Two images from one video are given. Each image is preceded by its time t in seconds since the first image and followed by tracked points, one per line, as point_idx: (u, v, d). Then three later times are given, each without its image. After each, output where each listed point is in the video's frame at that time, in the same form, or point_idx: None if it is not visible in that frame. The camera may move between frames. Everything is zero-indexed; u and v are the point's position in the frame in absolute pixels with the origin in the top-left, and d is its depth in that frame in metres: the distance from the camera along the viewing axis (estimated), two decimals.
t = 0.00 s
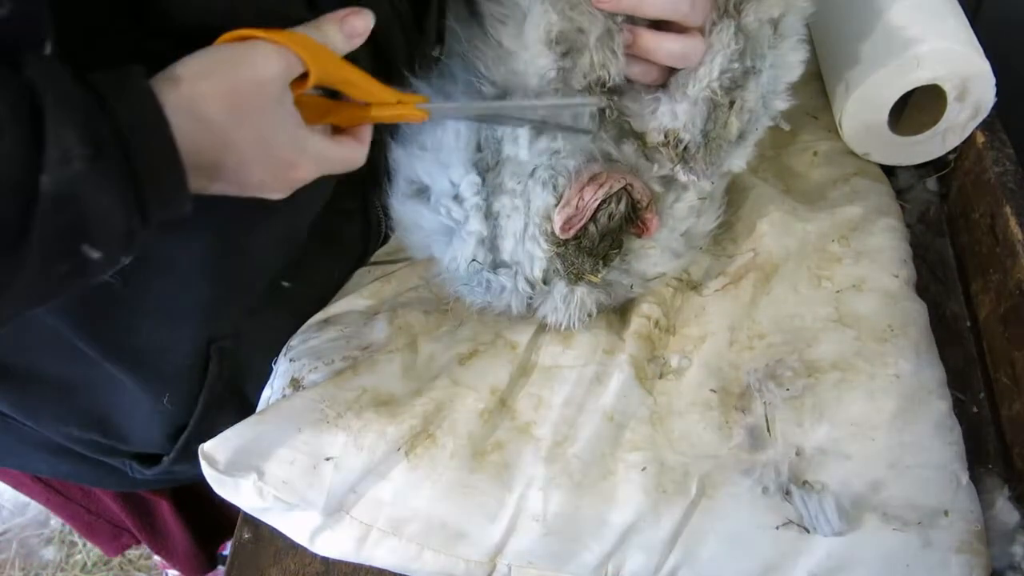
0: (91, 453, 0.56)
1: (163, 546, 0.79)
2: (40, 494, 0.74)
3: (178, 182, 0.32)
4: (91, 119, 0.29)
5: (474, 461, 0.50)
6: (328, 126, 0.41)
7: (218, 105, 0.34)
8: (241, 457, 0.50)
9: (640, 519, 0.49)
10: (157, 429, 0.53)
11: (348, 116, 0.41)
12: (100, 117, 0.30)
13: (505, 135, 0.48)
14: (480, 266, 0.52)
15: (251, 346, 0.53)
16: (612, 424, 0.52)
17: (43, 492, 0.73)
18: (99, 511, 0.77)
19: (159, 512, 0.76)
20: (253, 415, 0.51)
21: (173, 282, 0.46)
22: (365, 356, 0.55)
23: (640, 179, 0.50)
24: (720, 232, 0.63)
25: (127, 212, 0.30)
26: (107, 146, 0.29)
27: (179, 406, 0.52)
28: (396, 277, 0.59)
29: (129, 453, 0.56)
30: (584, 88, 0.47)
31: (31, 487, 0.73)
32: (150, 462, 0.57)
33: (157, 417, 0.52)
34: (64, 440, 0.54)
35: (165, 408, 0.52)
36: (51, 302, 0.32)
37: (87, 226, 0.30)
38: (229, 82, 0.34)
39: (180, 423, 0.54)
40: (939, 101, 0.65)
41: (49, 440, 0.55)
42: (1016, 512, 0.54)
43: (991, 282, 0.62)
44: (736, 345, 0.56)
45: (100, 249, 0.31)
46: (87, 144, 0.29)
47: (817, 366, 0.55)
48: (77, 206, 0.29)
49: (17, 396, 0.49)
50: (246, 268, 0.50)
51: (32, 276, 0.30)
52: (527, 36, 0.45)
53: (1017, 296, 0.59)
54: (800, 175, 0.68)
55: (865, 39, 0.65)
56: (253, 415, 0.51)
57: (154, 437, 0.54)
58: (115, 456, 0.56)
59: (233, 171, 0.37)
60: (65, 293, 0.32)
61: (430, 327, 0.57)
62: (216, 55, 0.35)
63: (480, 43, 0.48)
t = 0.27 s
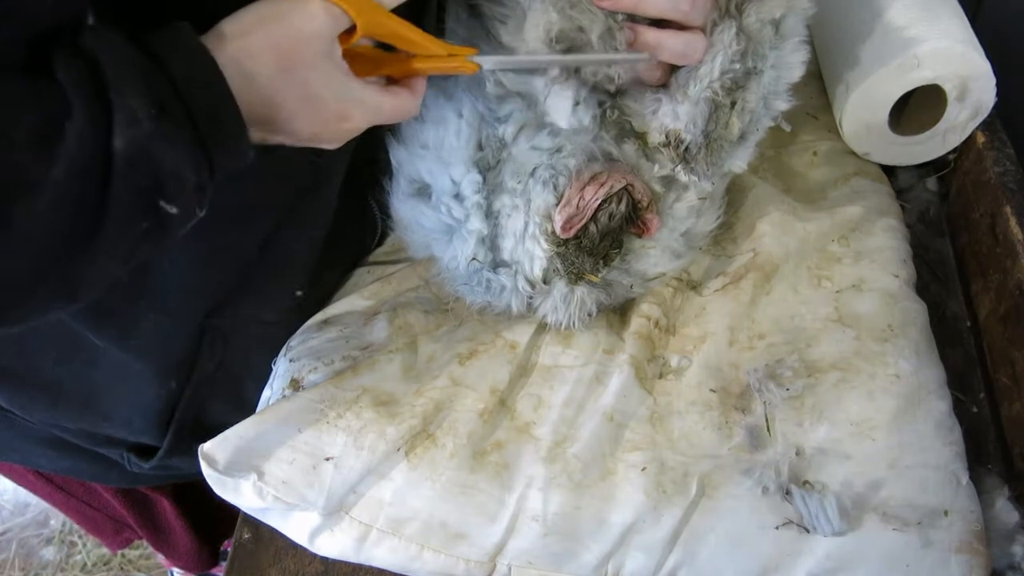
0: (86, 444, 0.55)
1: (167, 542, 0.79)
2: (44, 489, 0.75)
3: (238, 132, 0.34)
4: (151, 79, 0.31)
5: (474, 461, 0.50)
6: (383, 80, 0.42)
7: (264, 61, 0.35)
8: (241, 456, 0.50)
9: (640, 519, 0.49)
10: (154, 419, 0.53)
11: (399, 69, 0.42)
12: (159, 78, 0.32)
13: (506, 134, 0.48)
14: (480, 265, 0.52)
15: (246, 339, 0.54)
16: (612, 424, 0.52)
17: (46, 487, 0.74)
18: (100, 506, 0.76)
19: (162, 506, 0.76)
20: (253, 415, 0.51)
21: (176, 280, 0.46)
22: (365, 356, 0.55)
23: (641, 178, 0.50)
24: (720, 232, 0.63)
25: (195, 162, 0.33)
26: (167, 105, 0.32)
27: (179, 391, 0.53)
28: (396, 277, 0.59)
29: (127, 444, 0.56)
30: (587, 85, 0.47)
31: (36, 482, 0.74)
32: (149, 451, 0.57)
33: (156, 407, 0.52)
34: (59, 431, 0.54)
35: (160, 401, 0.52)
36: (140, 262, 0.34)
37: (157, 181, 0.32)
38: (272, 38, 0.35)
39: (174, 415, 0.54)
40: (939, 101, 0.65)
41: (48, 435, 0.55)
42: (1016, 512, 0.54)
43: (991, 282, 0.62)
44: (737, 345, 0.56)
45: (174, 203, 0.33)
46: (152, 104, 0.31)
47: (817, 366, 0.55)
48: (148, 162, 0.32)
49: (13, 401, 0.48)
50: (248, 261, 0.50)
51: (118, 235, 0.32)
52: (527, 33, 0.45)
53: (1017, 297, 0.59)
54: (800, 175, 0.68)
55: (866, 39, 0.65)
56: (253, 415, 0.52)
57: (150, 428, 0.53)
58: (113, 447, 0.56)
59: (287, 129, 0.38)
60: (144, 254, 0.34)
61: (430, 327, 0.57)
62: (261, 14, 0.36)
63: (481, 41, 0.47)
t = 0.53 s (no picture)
0: (88, 445, 0.55)
1: (170, 544, 0.79)
2: (48, 492, 0.75)
3: (230, 131, 0.34)
4: (144, 77, 0.32)
5: (474, 461, 0.50)
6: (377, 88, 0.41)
7: (259, 54, 0.36)
8: (241, 456, 0.50)
9: (640, 519, 0.49)
10: (154, 424, 0.53)
11: (395, 76, 0.41)
12: (154, 76, 0.32)
13: (506, 133, 0.48)
14: (480, 265, 0.52)
15: (246, 343, 0.54)
16: (612, 424, 0.52)
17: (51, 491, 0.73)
18: (104, 508, 0.76)
19: (166, 507, 0.76)
20: (253, 415, 0.52)
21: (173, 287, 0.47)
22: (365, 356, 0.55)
23: (641, 179, 0.50)
24: (720, 232, 0.63)
25: (186, 162, 0.33)
26: (161, 102, 0.32)
27: (182, 396, 0.52)
28: (396, 278, 0.59)
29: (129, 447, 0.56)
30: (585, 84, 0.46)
31: (39, 486, 0.74)
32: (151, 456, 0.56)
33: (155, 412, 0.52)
34: (60, 431, 0.54)
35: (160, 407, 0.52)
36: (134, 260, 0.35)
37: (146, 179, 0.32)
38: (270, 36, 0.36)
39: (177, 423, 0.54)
40: (939, 101, 0.65)
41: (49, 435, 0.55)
42: (1016, 512, 0.54)
43: (991, 282, 0.62)
44: (736, 345, 0.56)
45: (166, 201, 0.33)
46: (142, 102, 0.31)
47: (817, 366, 0.55)
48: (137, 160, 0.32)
49: (17, 399, 0.49)
50: (249, 266, 0.50)
51: (108, 233, 0.32)
52: (523, 29, 0.45)
53: (1017, 297, 0.59)
54: (800, 175, 0.68)
55: (866, 39, 0.65)
56: (253, 415, 0.52)
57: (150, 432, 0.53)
58: (114, 449, 0.56)
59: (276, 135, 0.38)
60: (138, 255, 0.34)
61: (430, 327, 0.57)
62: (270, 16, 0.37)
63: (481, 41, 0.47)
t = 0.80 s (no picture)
0: (88, 446, 0.55)
1: (170, 546, 0.79)
2: (48, 493, 0.75)
3: (223, 150, 0.34)
4: (139, 93, 0.32)
5: (474, 461, 0.50)
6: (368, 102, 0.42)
7: (242, 68, 0.36)
8: (241, 456, 0.50)
9: (640, 519, 0.49)
10: (155, 424, 0.53)
11: (383, 89, 0.42)
12: (148, 92, 0.32)
13: (506, 134, 0.48)
14: (480, 265, 0.52)
15: (246, 344, 0.54)
16: (612, 424, 0.52)
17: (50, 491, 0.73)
18: (105, 509, 0.76)
19: (166, 508, 0.76)
20: (253, 415, 0.52)
21: (175, 292, 0.47)
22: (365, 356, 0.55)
23: (641, 180, 0.50)
24: (720, 231, 0.63)
25: (178, 180, 0.33)
26: (155, 120, 0.32)
27: (181, 396, 0.53)
28: (396, 278, 0.59)
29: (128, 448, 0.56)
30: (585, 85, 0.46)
31: (39, 487, 0.73)
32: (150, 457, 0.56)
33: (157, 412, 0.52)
34: (60, 433, 0.54)
35: (161, 410, 0.52)
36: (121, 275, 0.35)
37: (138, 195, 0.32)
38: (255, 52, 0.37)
39: (177, 426, 0.54)
40: (939, 101, 0.65)
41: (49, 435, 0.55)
42: (1016, 512, 0.54)
43: (991, 282, 0.62)
44: (736, 345, 0.56)
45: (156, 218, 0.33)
46: (136, 119, 0.31)
47: (817, 366, 0.55)
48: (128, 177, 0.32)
49: (16, 401, 0.49)
50: (250, 266, 0.50)
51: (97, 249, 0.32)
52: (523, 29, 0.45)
53: (1017, 297, 0.59)
54: (800, 175, 0.68)
55: (866, 39, 0.65)
56: (253, 415, 0.52)
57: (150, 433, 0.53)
58: (115, 450, 0.56)
59: (261, 152, 0.38)
60: (125, 268, 0.34)
61: (430, 326, 0.57)
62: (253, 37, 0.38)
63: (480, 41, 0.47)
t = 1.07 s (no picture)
0: (88, 446, 0.55)
1: (171, 546, 0.79)
2: (48, 493, 0.75)
3: (170, 213, 0.36)
4: (97, 156, 0.33)
5: (473, 461, 0.50)
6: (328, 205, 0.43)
7: (209, 152, 0.36)
8: (241, 456, 0.50)
9: (640, 519, 0.49)
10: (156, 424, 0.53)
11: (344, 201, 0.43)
12: (108, 154, 0.33)
13: (507, 134, 0.48)
14: (481, 265, 0.52)
15: (246, 344, 0.54)
16: (612, 424, 0.52)
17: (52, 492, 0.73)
18: (105, 510, 0.76)
19: (166, 508, 0.76)
20: (253, 415, 0.52)
21: (174, 292, 0.47)
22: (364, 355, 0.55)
23: (642, 180, 0.50)
24: (720, 232, 0.62)
25: (122, 241, 0.35)
26: (111, 181, 0.33)
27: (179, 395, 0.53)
28: (396, 279, 0.59)
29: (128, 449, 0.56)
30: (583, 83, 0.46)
31: (39, 487, 0.74)
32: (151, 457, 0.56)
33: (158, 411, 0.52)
34: (61, 433, 0.53)
35: (160, 412, 0.52)
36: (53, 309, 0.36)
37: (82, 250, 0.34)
38: (228, 135, 0.37)
39: (178, 428, 0.54)
40: (940, 101, 0.65)
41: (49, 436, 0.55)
42: (1016, 512, 0.54)
43: (991, 282, 0.62)
44: (736, 345, 0.56)
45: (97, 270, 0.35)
46: (90, 179, 0.33)
47: (817, 366, 0.55)
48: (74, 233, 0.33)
49: (17, 402, 0.49)
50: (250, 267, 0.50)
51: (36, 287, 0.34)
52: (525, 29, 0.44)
53: (1017, 297, 0.59)
54: (800, 174, 0.68)
55: (867, 40, 0.65)
56: (253, 415, 0.52)
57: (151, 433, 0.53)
58: (116, 450, 0.56)
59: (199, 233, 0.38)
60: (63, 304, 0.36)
61: (430, 326, 0.57)
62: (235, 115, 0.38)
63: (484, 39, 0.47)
